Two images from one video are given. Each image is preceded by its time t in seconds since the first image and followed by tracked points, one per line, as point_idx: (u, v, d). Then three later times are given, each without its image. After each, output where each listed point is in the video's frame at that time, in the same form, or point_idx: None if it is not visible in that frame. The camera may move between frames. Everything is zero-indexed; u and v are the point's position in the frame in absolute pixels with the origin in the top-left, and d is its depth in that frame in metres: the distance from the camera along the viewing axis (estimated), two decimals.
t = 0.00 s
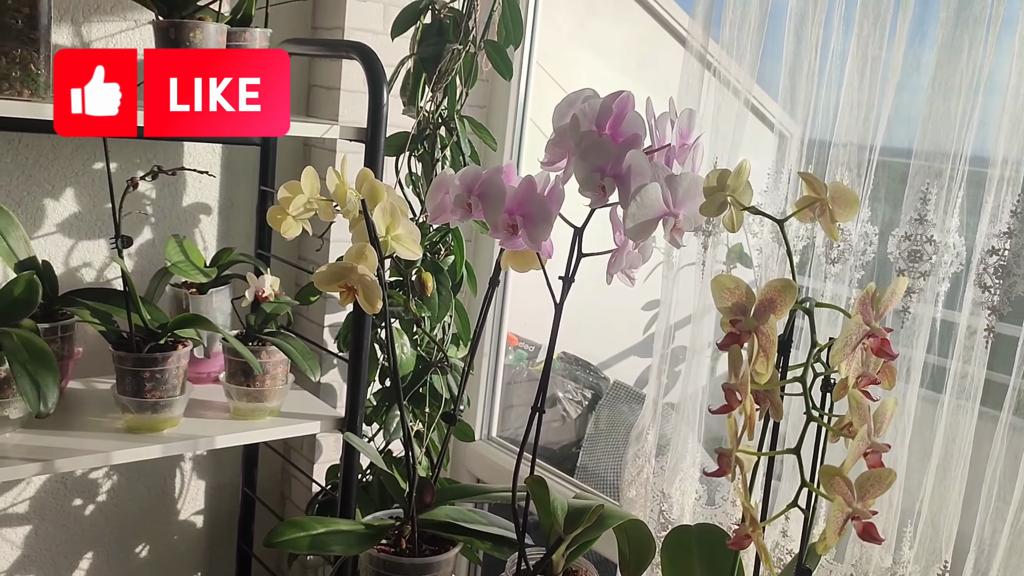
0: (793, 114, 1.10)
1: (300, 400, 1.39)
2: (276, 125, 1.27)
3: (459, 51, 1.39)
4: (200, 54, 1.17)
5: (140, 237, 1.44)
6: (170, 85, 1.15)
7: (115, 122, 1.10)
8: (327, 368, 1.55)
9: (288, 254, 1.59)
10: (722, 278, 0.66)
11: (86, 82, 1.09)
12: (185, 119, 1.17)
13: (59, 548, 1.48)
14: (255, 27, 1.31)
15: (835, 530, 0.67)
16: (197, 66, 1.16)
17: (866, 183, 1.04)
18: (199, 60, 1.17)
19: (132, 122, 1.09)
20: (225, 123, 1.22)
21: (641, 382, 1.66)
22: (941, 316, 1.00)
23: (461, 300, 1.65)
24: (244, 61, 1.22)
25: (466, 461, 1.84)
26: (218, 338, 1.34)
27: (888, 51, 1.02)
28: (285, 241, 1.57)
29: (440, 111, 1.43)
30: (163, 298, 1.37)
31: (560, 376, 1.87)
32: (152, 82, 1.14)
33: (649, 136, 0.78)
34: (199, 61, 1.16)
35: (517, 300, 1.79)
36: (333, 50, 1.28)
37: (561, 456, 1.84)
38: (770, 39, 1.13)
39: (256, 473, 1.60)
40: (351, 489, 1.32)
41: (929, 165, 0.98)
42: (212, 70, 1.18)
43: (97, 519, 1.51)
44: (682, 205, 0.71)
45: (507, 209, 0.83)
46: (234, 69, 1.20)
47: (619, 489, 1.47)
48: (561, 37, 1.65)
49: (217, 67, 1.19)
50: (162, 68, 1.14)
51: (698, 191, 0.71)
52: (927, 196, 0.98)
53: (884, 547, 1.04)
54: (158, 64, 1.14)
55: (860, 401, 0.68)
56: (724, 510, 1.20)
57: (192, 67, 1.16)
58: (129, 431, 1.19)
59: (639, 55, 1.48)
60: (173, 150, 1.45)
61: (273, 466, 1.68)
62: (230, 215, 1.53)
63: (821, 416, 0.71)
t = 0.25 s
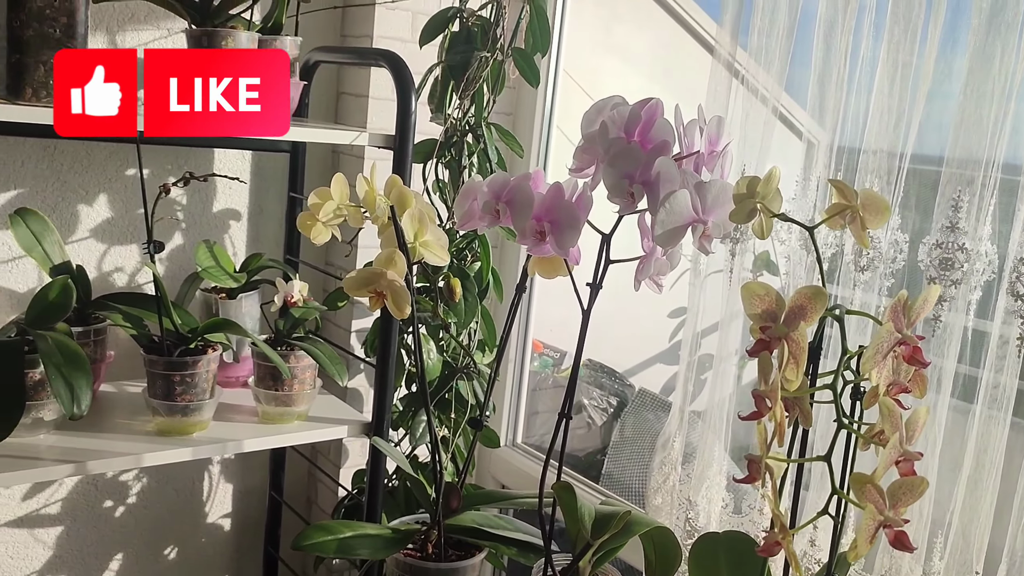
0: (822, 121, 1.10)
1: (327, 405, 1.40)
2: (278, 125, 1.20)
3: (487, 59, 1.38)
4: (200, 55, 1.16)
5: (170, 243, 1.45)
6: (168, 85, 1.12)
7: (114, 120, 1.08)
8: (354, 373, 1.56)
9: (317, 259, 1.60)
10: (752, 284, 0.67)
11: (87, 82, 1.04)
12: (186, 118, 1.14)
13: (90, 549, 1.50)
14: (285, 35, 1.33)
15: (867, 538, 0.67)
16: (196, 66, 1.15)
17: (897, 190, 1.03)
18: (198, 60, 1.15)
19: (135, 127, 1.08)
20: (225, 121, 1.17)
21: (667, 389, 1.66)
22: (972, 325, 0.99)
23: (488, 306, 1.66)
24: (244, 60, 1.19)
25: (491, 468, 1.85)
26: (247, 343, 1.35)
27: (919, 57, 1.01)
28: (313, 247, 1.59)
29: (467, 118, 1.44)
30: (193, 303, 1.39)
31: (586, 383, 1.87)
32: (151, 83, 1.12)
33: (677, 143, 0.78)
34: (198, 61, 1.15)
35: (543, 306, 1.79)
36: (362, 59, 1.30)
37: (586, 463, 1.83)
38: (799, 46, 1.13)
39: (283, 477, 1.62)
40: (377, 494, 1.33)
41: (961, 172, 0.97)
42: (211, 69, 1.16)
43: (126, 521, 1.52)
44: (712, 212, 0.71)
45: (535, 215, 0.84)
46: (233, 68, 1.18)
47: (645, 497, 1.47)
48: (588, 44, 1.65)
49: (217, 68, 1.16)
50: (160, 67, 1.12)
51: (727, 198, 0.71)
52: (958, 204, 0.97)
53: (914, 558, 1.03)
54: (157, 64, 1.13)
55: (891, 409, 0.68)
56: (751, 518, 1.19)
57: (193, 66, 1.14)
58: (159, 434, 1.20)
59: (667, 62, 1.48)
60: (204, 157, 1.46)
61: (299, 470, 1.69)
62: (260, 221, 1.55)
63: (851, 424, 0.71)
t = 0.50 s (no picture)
0: (855, 128, 1.09)
1: (357, 409, 1.41)
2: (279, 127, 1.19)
3: (518, 65, 1.39)
4: (200, 54, 1.16)
5: (204, 247, 1.47)
6: (170, 85, 1.14)
7: (115, 123, 1.09)
8: (383, 377, 1.57)
9: (347, 264, 1.61)
10: (784, 290, 0.68)
11: (87, 82, 1.04)
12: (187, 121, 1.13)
13: (123, 548, 1.52)
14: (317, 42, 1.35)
15: (900, 547, 0.67)
16: (197, 65, 1.16)
17: (931, 197, 1.02)
18: (200, 59, 1.16)
19: (133, 127, 1.09)
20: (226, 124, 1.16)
21: (696, 396, 1.65)
22: (1009, 334, 0.97)
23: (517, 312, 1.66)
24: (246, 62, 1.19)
25: (519, 473, 1.85)
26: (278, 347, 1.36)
27: (955, 63, 1.00)
28: (343, 252, 1.60)
29: (497, 124, 1.44)
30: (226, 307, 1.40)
31: (614, 389, 1.87)
32: (151, 83, 1.12)
33: (709, 149, 0.77)
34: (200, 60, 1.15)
35: (572, 312, 1.79)
36: (394, 65, 1.31)
37: (615, 470, 1.83)
38: (832, 52, 1.12)
39: (312, 480, 1.63)
40: (407, 498, 1.33)
41: (997, 178, 0.96)
42: (212, 70, 1.17)
43: (159, 522, 1.54)
44: (743, 218, 0.71)
45: (566, 220, 0.84)
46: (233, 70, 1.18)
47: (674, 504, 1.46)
48: (618, 49, 1.65)
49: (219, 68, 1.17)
50: (162, 67, 1.13)
51: (759, 204, 0.71)
52: (995, 211, 0.96)
53: (948, 569, 1.01)
54: (158, 63, 1.13)
55: (926, 416, 0.67)
56: (781, 527, 1.18)
57: (191, 67, 1.15)
58: (192, 436, 1.22)
59: (698, 68, 1.48)
60: (237, 163, 1.48)
61: (329, 473, 1.70)
62: (292, 226, 1.56)
63: (884, 431, 0.70)
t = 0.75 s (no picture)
0: (884, 131, 1.08)
1: (382, 410, 1.42)
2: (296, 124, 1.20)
3: (544, 68, 1.40)
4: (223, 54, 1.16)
5: (232, 249, 1.49)
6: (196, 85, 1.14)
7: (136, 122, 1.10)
8: (408, 379, 1.58)
9: (373, 266, 1.62)
10: (811, 293, 0.69)
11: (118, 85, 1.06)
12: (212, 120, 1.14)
13: (151, 547, 1.53)
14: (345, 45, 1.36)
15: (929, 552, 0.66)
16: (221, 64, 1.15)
17: (962, 200, 1.01)
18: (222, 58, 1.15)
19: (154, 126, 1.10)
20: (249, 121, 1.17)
21: (722, 401, 1.64)
22: None
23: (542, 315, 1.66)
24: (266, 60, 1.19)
25: (544, 476, 1.85)
26: (305, 348, 1.37)
27: (987, 65, 0.99)
28: (370, 254, 1.61)
29: (523, 127, 1.45)
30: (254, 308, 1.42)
31: (639, 394, 1.86)
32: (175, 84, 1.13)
33: (736, 152, 0.77)
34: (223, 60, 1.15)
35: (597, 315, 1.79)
36: (421, 69, 1.31)
37: (639, 474, 1.82)
38: (861, 55, 1.11)
39: (338, 481, 1.64)
40: (431, 499, 1.34)
41: None
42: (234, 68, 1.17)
43: (186, 521, 1.56)
44: (770, 220, 0.71)
45: (591, 223, 0.84)
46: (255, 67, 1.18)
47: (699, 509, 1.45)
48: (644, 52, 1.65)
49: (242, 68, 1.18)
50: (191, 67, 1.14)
51: (787, 206, 0.70)
52: None
53: None
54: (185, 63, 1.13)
55: (956, 421, 0.67)
56: (808, 533, 1.17)
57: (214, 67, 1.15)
58: (220, 436, 1.23)
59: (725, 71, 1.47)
60: (265, 165, 1.50)
61: (354, 475, 1.71)
62: (318, 228, 1.57)
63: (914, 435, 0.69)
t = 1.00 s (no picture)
0: (922, 133, 1.07)
1: (413, 411, 1.42)
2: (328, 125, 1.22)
3: (576, 69, 1.40)
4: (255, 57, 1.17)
5: (266, 249, 1.50)
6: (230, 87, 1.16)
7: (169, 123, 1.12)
8: (438, 380, 1.58)
9: (404, 267, 1.63)
10: (851, 293, 0.69)
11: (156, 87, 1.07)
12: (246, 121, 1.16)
13: (184, 544, 1.55)
14: (377, 47, 1.37)
15: (971, 557, 0.67)
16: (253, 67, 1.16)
17: (1002, 203, 0.99)
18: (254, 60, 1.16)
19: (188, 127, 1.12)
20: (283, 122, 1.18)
21: (753, 404, 1.62)
22: None
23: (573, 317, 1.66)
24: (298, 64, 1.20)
25: (573, 479, 1.84)
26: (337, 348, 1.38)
27: None
28: (401, 255, 1.62)
29: (555, 128, 1.45)
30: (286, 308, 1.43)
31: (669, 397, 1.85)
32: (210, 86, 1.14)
33: (771, 153, 0.77)
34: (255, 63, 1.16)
35: (627, 318, 1.78)
36: (453, 71, 1.32)
37: (669, 478, 1.81)
38: (898, 58, 1.10)
39: (368, 481, 1.64)
40: (461, 500, 1.34)
41: None
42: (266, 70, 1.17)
43: (218, 519, 1.57)
44: (807, 221, 0.70)
45: (625, 223, 0.84)
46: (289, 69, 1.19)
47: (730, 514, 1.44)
48: (676, 54, 1.64)
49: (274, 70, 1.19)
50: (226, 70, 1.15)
51: (824, 206, 0.69)
52: None
53: None
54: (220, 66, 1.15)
55: (1000, 424, 0.66)
56: (842, 538, 1.16)
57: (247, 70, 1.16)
58: (252, 435, 1.24)
59: (758, 72, 1.46)
60: (298, 167, 1.51)
61: (384, 475, 1.71)
62: (350, 230, 1.58)
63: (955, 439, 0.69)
